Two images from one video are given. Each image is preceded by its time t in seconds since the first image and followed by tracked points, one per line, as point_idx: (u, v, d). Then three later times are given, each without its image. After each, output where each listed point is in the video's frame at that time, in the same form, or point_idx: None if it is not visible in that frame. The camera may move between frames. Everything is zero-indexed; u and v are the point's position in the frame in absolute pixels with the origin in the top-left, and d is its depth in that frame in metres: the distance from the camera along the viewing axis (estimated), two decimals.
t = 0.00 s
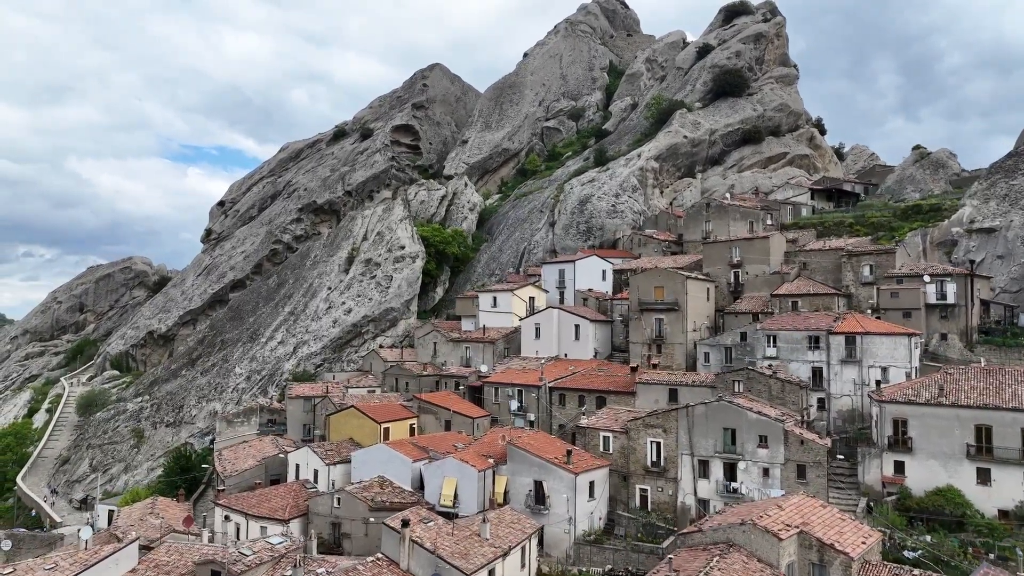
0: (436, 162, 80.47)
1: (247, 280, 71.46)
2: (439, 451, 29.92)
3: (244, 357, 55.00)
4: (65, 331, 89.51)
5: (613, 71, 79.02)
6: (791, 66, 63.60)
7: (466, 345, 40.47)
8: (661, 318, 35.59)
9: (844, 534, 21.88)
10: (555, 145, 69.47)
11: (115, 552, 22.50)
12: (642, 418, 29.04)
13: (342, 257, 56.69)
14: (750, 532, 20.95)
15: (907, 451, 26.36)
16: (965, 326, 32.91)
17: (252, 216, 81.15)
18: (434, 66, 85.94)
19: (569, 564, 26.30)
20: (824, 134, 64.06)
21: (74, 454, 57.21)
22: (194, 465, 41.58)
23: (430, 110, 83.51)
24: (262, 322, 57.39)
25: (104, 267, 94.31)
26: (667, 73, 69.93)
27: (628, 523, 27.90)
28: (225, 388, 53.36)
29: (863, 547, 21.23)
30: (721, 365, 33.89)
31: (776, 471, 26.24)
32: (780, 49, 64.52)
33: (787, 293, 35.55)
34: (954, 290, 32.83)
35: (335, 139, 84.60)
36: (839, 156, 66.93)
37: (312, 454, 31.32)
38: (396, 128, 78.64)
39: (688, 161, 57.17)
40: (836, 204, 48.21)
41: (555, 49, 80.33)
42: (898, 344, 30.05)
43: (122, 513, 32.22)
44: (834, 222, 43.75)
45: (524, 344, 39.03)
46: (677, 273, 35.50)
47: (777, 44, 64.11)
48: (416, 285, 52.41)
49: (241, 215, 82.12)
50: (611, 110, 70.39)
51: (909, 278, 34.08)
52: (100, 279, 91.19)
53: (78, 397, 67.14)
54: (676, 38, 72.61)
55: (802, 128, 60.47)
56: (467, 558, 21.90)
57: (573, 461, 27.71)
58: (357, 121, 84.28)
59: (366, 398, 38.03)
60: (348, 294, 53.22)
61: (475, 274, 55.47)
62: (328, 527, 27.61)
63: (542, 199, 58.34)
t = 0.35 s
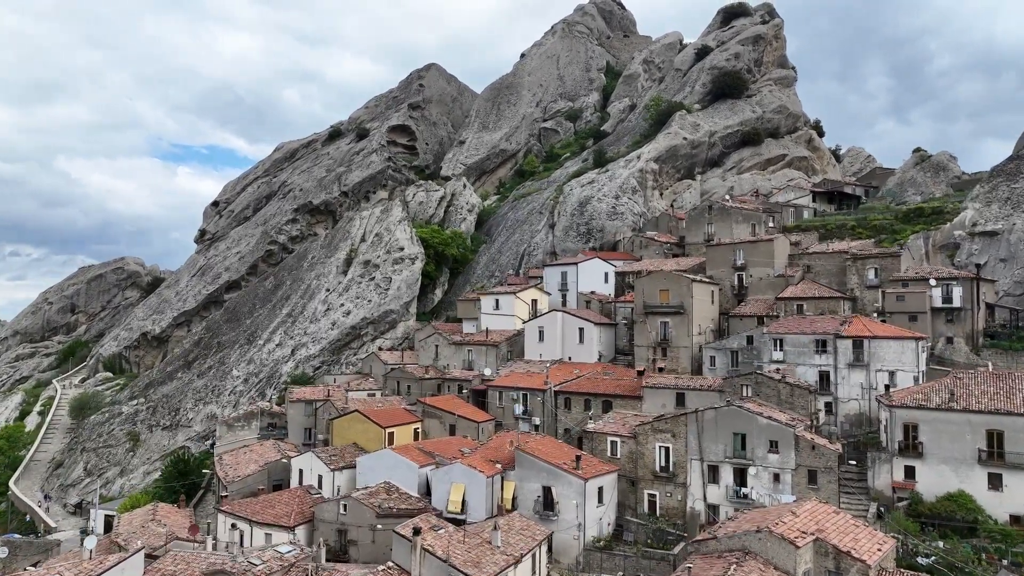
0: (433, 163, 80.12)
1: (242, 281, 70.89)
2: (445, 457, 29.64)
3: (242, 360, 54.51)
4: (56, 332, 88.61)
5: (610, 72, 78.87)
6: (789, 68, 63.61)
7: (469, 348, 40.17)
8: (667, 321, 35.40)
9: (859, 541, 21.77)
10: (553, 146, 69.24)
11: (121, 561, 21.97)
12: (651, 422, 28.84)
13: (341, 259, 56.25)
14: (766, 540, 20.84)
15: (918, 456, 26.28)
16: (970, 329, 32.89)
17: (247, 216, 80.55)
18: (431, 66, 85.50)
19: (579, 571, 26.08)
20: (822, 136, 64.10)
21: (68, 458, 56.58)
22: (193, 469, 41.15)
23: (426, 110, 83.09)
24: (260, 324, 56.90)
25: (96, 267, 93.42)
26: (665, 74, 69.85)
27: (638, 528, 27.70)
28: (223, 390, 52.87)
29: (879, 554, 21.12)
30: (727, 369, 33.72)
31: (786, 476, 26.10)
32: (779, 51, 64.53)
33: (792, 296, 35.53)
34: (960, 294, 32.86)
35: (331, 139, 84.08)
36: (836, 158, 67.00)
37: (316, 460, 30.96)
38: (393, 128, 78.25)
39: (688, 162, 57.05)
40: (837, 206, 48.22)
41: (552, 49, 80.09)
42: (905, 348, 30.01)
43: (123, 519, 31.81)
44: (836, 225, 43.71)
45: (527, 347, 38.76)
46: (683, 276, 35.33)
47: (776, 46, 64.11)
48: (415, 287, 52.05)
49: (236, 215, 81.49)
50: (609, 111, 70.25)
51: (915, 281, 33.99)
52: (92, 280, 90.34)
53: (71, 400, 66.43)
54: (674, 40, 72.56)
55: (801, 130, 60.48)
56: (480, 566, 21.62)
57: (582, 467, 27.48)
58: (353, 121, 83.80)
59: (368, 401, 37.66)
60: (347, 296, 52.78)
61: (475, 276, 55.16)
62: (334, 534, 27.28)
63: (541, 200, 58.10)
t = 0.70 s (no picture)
0: (404, 162, 79.44)
1: (208, 281, 69.34)
2: (427, 460, 29.31)
3: (210, 361, 53.31)
4: (10, 333, 85.73)
5: (582, 73, 79.09)
6: (759, 72, 64.41)
7: (447, 349, 39.81)
8: (646, 322, 35.51)
9: (843, 541, 22.03)
10: (526, 145, 69.14)
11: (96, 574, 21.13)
12: (634, 424, 28.88)
13: (312, 258, 55.36)
14: (754, 541, 20.99)
15: (895, 455, 26.71)
16: (942, 331, 33.56)
17: (213, 214, 78.91)
18: (402, 63, 84.68)
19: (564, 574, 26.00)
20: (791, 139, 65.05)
21: (26, 463, 54.74)
22: (160, 474, 40.09)
23: (398, 108, 82.27)
24: (228, 324, 55.71)
25: (53, 266, 90.63)
26: (638, 76, 70.23)
27: (621, 530, 27.72)
28: (190, 393, 51.65)
29: (864, 554, 21.40)
30: (707, 370, 33.93)
31: (769, 477, 26.33)
32: (750, 55, 65.31)
33: (769, 298, 35.97)
34: (932, 296, 33.50)
35: (300, 136, 82.79)
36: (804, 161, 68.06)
37: (294, 465, 30.34)
38: (364, 126, 77.37)
39: (661, 164, 57.40)
40: (809, 209, 48.94)
41: (525, 49, 80.00)
42: (881, 349, 30.53)
43: (91, 528, 30.79)
44: (809, 227, 44.34)
45: (506, 348, 38.54)
46: (662, 278, 35.47)
47: (747, 50, 64.89)
48: (389, 287, 51.44)
49: (201, 213, 79.76)
50: (582, 112, 70.42)
51: (888, 283, 34.57)
52: (49, 278, 87.62)
53: (28, 403, 64.30)
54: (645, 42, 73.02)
55: (771, 134, 61.28)
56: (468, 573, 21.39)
57: (567, 469, 27.39)
58: (322, 118, 82.64)
59: (345, 404, 37.04)
60: (319, 296, 51.96)
61: (449, 277, 54.73)
62: (315, 540, 26.75)
63: (516, 200, 57.96)
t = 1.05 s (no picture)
0: (354, 159, 78.18)
1: (148, 279, 66.78)
2: (389, 464, 28.83)
3: (152, 363, 51.36)
4: None
5: (534, 74, 79.30)
6: (709, 78, 65.68)
7: (404, 351, 39.25)
8: (606, 323, 35.75)
9: (805, 538, 22.50)
10: (479, 145, 68.89)
11: None
12: (597, 425, 29.01)
13: (261, 256, 53.91)
14: (722, 540, 21.31)
15: (850, 453, 27.47)
16: (889, 332, 34.76)
17: (152, 210, 76.09)
18: (352, 59, 83.24)
19: None
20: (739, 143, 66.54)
21: None
22: (101, 482, 38.37)
23: (347, 105, 80.86)
24: (172, 325, 53.78)
25: None
26: (591, 79, 70.79)
27: (586, 531, 27.81)
28: (132, 396, 49.63)
29: (825, 550, 21.91)
30: (666, 370, 34.36)
31: (730, 476, 26.78)
32: (700, 61, 66.54)
33: (725, 299, 36.67)
34: (879, 298, 34.73)
35: (245, 131, 80.58)
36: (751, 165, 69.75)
37: (249, 471, 29.36)
38: (312, 122, 75.85)
39: (615, 166, 57.98)
40: (759, 213, 50.09)
41: (477, 49, 79.71)
42: (833, 350, 31.47)
43: (29, 540, 29.19)
44: (760, 230, 45.38)
45: (465, 350, 38.21)
46: (622, 279, 35.80)
47: (697, 56, 66.10)
48: (341, 287, 50.45)
49: (140, 209, 76.79)
50: (535, 113, 70.59)
51: (838, 286, 35.71)
52: None
53: None
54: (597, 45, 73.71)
55: (720, 138, 62.57)
56: None
57: (532, 471, 27.31)
58: (269, 113, 80.62)
59: (300, 407, 36.09)
60: (269, 295, 50.62)
61: (403, 277, 54.02)
62: (273, 548, 25.95)
63: (471, 200, 57.70)
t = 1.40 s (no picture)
0: (312, 157, 76.74)
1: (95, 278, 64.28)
2: (361, 469, 28.28)
3: (102, 366, 49.44)
4: None
5: (495, 74, 79.21)
6: (669, 82, 66.48)
7: (371, 352, 38.63)
8: (576, 324, 35.78)
9: (781, 537, 22.78)
10: (441, 145, 68.43)
11: None
12: (572, 427, 29.01)
13: (218, 256, 52.46)
14: (702, 541, 21.50)
15: (818, 452, 28.00)
16: (849, 334, 35.49)
17: (99, 206, 73.34)
18: (309, 55, 81.64)
19: None
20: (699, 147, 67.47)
21: None
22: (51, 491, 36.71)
23: (304, 101, 79.31)
24: (123, 326, 51.89)
25: None
26: (553, 80, 70.98)
27: (561, 533, 27.80)
28: (81, 401, 47.66)
29: (801, 549, 22.20)
30: (636, 372, 34.59)
31: (704, 476, 27.08)
32: (660, 65, 67.28)
33: (693, 301, 37.10)
34: (841, 300, 35.49)
35: (197, 126, 78.34)
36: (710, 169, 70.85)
37: (214, 478, 28.42)
38: (268, 118, 74.34)
39: (578, 168, 58.25)
40: (722, 216, 50.81)
41: (438, 47, 79.04)
42: (798, 351, 32.11)
43: None
44: (723, 233, 46.07)
45: (433, 351, 37.76)
46: (592, 280, 35.94)
47: (658, 60, 66.82)
48: (303, 287, 49.37)
49: (85, 205, 73.93)
50: (497, 113, 70.48)
51: (801, 288, 36.61)
52: None
53: None
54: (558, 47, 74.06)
55: (681, 142, 63.41)
56: None
57: (508, 474, 27.14)
58: (223, 108, 78.57)
59: (264, 410, 35.15)
60: (227, 296, 49.24)
61: (365, 277, 53.19)
62: (243, 557, 25.22)
63: (434, 200, 57.25)
